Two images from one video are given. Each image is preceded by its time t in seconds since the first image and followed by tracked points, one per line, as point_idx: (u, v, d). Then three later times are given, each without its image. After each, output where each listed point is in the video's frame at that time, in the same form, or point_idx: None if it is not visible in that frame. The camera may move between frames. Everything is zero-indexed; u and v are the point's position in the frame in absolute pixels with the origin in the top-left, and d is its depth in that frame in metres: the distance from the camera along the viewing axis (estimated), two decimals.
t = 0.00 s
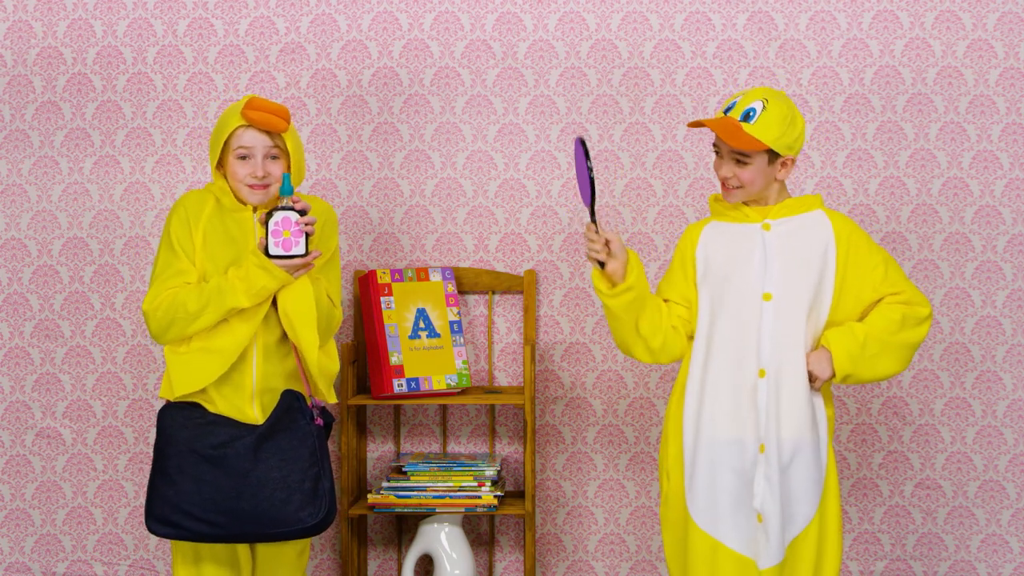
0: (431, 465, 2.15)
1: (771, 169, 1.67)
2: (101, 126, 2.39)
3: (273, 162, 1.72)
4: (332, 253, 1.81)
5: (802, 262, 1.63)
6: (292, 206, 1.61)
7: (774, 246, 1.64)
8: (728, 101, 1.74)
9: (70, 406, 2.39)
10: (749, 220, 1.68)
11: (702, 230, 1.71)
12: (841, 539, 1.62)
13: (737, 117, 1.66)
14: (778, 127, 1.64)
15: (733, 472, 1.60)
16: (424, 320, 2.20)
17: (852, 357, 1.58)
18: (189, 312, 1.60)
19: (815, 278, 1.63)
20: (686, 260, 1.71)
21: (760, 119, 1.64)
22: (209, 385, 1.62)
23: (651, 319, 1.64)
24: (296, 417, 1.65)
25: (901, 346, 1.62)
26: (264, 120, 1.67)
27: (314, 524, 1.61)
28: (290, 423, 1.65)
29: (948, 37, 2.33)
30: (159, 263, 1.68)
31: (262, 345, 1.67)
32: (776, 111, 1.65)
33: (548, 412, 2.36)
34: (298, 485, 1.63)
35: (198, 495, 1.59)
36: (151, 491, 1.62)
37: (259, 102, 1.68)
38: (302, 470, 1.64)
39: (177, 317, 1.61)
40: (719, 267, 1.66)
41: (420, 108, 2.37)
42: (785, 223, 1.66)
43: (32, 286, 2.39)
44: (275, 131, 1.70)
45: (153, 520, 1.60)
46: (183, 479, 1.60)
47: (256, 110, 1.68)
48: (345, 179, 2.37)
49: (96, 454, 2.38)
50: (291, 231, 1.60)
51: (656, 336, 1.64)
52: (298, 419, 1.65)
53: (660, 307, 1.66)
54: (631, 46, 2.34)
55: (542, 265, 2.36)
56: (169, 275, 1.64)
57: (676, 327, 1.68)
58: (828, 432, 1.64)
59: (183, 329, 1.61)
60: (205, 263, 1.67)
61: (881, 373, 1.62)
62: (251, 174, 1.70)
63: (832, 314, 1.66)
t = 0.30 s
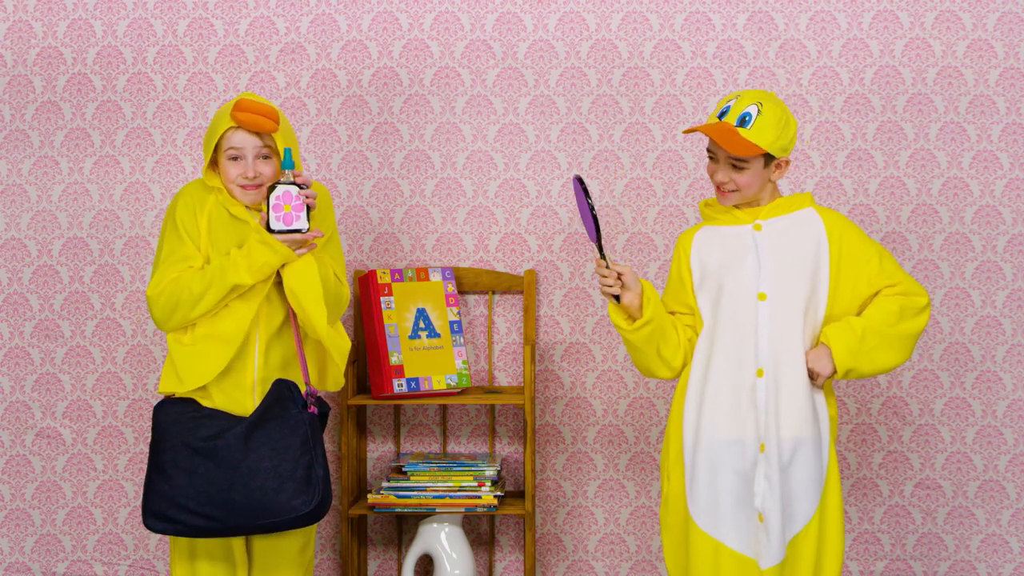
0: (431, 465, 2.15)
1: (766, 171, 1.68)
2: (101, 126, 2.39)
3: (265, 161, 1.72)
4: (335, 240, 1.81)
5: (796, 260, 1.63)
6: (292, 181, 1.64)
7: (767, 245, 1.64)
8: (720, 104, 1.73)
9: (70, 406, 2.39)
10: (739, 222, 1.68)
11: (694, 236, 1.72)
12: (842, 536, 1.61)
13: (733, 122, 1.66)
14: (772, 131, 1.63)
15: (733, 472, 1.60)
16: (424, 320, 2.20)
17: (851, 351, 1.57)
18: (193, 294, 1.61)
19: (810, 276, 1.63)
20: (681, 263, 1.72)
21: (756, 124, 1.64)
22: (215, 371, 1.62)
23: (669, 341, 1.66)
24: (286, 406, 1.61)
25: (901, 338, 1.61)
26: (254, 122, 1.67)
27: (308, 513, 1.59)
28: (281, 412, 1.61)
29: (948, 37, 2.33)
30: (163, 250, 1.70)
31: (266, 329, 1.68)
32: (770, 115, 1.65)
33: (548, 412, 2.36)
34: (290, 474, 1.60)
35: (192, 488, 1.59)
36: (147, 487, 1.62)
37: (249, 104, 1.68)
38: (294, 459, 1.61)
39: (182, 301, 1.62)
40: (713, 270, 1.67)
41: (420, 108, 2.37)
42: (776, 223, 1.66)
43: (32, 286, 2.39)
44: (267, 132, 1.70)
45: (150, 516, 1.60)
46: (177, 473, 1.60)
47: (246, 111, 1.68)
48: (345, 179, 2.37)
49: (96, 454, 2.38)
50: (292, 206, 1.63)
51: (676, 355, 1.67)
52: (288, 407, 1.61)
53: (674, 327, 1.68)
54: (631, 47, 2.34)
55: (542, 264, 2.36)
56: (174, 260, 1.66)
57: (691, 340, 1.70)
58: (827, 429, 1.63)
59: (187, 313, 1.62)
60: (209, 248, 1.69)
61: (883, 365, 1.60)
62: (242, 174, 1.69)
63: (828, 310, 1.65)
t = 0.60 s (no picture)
0: (431, 465, 2.15)
1: (765, 171, 1.68)
2: (101, 126, 2.39)
3: (264, 162, 1.72)
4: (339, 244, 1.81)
5: (794, 260, 1.63)
6: (295, 177, 1.64)
7: (766, 245, 1.64)
8: (719, 104, 1.73)
9: (70, 406, 2.39)
10: (738, 221, 1.68)
11: (692, 234, 1.72)
12: (841, 535, 1.61)
13: (732, 122, 1.66)
14: (771, 132, 1.63)
15: (732, 472, 1.60)
16: (424, 320, 2.20)
17: (849, 351, 1.57)
18: (196, 293, 1.62)
19: (808, 275, 1.63)
20: (680, 262, 1.72)
21: (755, 124, 1.64)
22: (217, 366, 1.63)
23: (671, 341, 1.65)
24: (284, 407, 1.62)
25: (899, 338, 1.61)
26: (254, 125, 1.67)
27: (305, 514, 1.59)
28: (279, 413, 1.62)
29: (948, 37, 2.33)
30: (165, 249, 1.71)
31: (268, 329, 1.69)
32: (770, 115, 1.65)
33: (548, 412, 2.36)
34: (287, 475, 1.60)
35: (189, 490, 1.58)
36: (144, 489, 1.61)
37: (249, 107, 1.67)
38: (292, 460, 1.61)
39: (185, 300, 1.62)
40: (712, 269, 1.67)
41: (420, 108, 2.37)
42: (775, 222, 1.66)
43: (32, 286, 2.39)
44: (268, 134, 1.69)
45: (147, 518, 1.59)
46: (174, 474, 1.59)
47: (247, 113, 1.67)
48: (345, 179, 2.37)
49: (96, 454, 2.38)
50: (295, 202, 1.63)
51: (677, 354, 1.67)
52: (286, 408, 1.62)
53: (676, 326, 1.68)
54: (631, 47, 2.34)
55: (542, 264, 2.36)
56: (176, 258, 1.67)
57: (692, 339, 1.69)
58: (825, 428, 1.64)
59: (189, 311, 1.63)
60: (211, 246, 1.70)
61: (881, 365, 1.60)
62: (241, 175, 1.69)
63: (826, 310, 1.65)
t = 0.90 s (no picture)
0: (431, 465, 2.15)
1: (765, 165, 1.67)
2: (101, 126, 2.39)
3: (266, 162, 1.73)
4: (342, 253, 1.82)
5: (796, 261, 1.63)
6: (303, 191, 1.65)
7: (768, 245, 1.64)
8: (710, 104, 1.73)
9: (70, 406, 2.39)
10: (741, 221, 1.68)
11: (694, 233, 1.71)
12: (839, 539, 1.61)
13: (726, 121, 1.66)
14: (767, 125, 1.64)
15: (731, 472, 1.60)
16: (424, 320, 2.20)
17: (849, 354, 1.58)
18: (202, 314, 1.60)
19: (810, 276, 1.63)
20: (681, 261, 1.71)
21: (748, 120, 1.64)
22: (229, 383, 1.62)
23: (671, 337, 1.65)
24: (288, 424, 1.61)
25: (899, 342, 1.61)
26: (255, 125, 1.67)
27: (308, 534, 1.59)
28: (282, 430, 1.61)
29: (948, 37, 2.33)
30: (163, 270, 1.68)
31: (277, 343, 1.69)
32: (762, 109, 1.65)
33: (548, 412, 2.36)
34: (290, 494, 1.60)
35: (193, 504, 1.58)
36: (147, 499, 1.61)
37: (251, 106, 1.67)
38: (296, 478, 1.60)
39: (192, 320, 1.61)
40: (714, 269, 1.67)
41: (420, 108, 2.37)
42: (777, 223, 1.66)
43: (32, 286, 2.39)
44: (270, 134, 1.69)
45: (149, 528, 1.60)
46: (178, 488, 1.59)
47: (249, 113, 1.68)
48: (345, 179, 2.37)
49: (96, 454, 2.38)
50: (303, 215, 1.64)
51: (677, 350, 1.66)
52: (290, 425, 1.61)
53: (676, 322, 1.68)
54: (631, 47, 2.34)
55: (542, 265, 2.36)
56: (177, 279, 1.65)
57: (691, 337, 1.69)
58: (824, 430, 1.64)
59: (198, 332, 1.61)
60: (208, 263, 1.68)
61: (879, 369, 1.61)
62: (243, 174, 1.70)
63: (827, 312, 1.65)
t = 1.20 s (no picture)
0: (431, 465, 2.15)
1: (767, 164, 1.67)
2: (101, 126, 2.39)
3: (273, 162, 1.73)
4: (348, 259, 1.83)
5: (796, 263, 1.63)
6: (309, 206, 1.61)
7: (768, 245, 1.64)
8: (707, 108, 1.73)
9: (70, 406, 2.39)
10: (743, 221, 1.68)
11: (695, 232, 1.71)
12: (836, 540, 1.62)
13: (725, 122, 1.66)
14: (766, 124, 1.64)
15: (730, 473, 1.60)
16: (424, 320, 2.20)
17: (848, 356, 1.58)
18: (209, 327, 1.59)
19: (810, 278, 1.63)
20: (682, 259, 1.71)
21: (746, 121, 1.64)
22: (236, 395, 1.62)
23: (670, 334, 1.65)
24: (296, 428, 1.60)
25: (898, 345, 1.62)
26: (263, 124, 1.67)
27: (311, 539, 1.58)
28: (290, 433, 1.61)
29: (948, 37, 2.33)
30: (169, 280, 1.68)
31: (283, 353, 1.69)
32: (760, 109, 1.65)
33: (548, 412, 2.36)
34: (294, 498, 1.59)
35: (197, 503, 1.58)
36: (151, 497, 1.61)
37: (259, 106, 1.68)
38: (300, 483, 1.60)
39: (199, 333, 1.60)
40: (714, 269, 1.67)
41: (420, 108, 2.37)
42: (778, 224, 1.66)
43: (32, 286, 2.39)
44: (278, 134, 1.69)
45: (152, 525, 1.60)
46: (182, 487, 1.59)
47: (256, 113, 1.68)
48: (345, 179, 2.37)
49: (96, 454, 2.38)
50: (309, 229, 1.61)
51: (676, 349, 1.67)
52: (298, 429, 1.61)
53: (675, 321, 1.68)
54: (631, 47, 2.34)
55: (542, 265, 2.36)
56: (184, 290, 1.65)
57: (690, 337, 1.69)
58: (822, 431, 1.64)
59: (205, 345, 1.61)
60: (215, 272, 1.68)
61: (878, 372, 1.61)
62: (249, 174, 1.71)
63: (826, 314, 1.66)
